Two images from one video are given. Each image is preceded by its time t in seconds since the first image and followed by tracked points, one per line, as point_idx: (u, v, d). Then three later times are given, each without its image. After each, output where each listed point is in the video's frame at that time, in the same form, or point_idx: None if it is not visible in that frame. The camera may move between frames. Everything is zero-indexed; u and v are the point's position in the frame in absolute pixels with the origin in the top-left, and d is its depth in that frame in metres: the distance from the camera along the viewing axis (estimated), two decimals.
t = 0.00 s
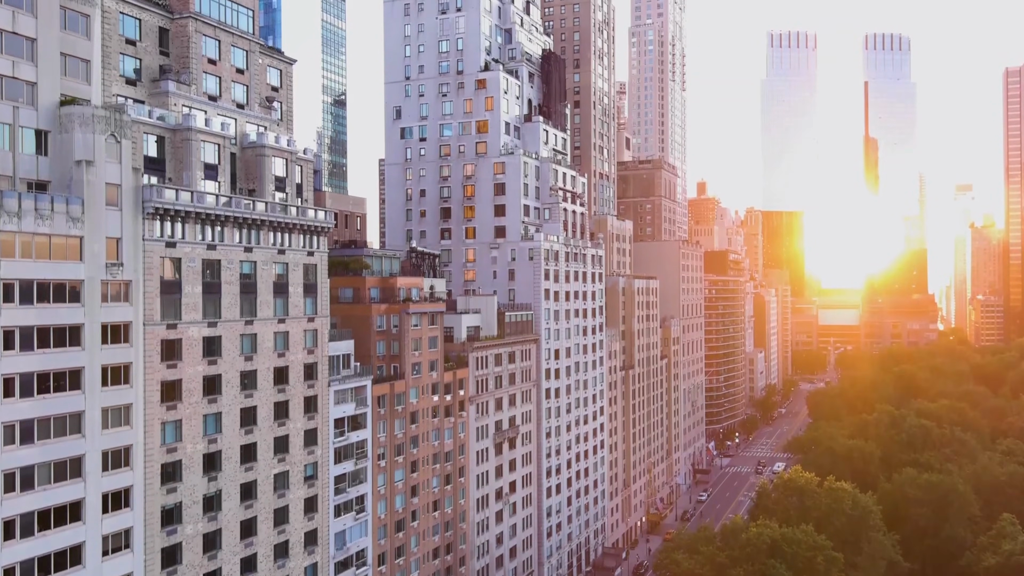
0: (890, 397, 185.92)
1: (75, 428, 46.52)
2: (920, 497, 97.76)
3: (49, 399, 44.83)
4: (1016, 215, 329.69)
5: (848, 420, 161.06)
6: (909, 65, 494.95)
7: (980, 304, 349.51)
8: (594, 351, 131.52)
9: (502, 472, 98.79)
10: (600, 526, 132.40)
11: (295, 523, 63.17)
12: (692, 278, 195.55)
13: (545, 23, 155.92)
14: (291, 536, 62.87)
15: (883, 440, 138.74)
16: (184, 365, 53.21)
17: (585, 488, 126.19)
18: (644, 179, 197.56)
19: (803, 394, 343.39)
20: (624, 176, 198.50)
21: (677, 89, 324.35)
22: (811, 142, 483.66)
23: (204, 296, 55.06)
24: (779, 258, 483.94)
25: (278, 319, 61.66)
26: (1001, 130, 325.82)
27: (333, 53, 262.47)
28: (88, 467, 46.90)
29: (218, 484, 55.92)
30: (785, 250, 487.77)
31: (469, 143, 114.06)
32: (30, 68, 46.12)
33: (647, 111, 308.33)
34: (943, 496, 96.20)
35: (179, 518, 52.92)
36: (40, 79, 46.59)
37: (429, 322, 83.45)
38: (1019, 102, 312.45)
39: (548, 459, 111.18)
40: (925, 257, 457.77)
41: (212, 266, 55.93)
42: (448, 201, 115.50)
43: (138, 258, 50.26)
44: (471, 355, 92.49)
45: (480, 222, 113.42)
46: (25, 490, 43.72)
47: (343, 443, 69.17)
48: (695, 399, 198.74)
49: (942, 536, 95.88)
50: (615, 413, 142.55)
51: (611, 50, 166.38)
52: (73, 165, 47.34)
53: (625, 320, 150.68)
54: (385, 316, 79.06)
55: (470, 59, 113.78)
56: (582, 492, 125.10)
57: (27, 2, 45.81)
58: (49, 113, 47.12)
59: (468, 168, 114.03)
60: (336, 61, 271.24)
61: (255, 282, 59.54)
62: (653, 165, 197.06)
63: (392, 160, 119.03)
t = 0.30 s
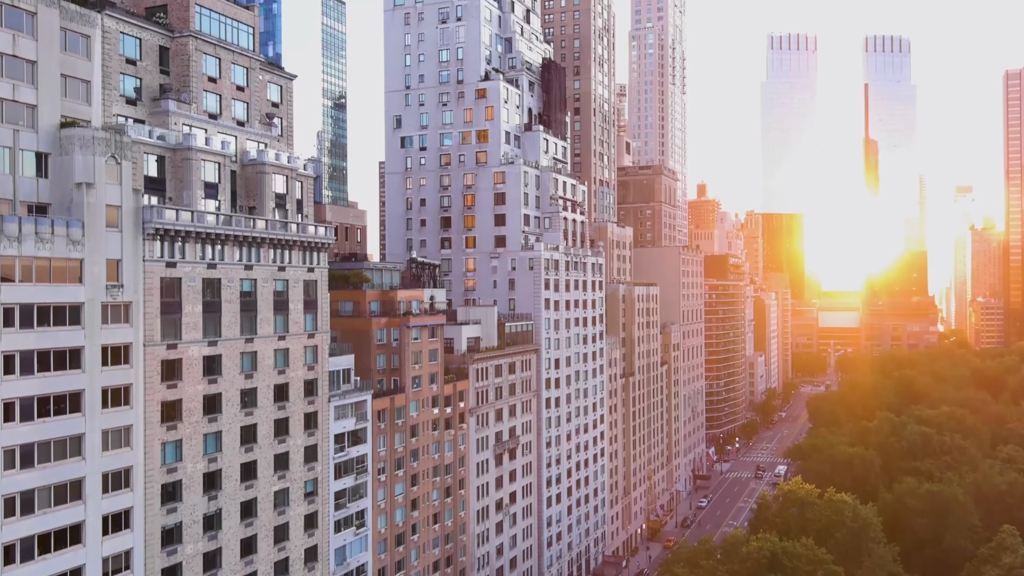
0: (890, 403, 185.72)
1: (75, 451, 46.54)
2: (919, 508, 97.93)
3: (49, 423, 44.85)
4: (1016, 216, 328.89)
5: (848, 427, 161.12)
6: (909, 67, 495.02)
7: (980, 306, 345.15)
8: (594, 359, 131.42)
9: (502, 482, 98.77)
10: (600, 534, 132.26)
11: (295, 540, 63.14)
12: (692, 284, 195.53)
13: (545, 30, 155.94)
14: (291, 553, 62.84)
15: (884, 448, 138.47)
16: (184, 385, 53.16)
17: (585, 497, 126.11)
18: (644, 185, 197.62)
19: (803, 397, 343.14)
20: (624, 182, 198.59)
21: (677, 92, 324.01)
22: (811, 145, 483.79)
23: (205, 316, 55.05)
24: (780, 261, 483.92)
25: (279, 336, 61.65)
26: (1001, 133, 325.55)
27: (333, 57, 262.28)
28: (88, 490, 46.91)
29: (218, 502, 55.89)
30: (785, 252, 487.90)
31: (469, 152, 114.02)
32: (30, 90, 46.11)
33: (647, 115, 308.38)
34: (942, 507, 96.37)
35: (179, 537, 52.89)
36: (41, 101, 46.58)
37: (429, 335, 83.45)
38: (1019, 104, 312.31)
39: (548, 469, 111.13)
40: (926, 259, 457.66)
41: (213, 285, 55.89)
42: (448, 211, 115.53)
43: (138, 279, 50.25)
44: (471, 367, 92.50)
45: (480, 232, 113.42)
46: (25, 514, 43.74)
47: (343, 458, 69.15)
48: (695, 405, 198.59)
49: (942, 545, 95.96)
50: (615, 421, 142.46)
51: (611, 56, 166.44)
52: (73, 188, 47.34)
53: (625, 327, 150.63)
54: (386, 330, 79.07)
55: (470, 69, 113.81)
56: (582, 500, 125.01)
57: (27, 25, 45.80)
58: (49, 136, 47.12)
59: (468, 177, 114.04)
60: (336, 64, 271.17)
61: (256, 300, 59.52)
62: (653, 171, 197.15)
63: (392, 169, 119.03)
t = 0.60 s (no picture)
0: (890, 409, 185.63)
1: (75, 474, 46.56)
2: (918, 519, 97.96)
3: (49, 446, 44.88)
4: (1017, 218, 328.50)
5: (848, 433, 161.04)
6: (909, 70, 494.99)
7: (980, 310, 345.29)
8: (594, 368, 131.28)
9: (502, 493, 98.74)
10: (600, 543, 131.99)
11: (295, 557, 63.09)
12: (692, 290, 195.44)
13: (545, 37, 155.91)
14: (291, 570, 62.80)
15: (883, 455, 138.27)
16: (184, 405, 53.14)
17: (586, 505, 126.05)
18: (644, 191, 197.59)
19: (803, 401, 342.83)
20: (624, 187, 198.56)
21: (677, 96, 323.78)
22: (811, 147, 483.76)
23: (205, 335, 55.05)
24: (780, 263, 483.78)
25: (279, 353, 61.59)
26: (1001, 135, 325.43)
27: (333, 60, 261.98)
28: (88, 512, 46.92)
29: (218, 521, 55.84)
30: (785, 255, 487.71)
31: (469, 162, 114.04)
32: (31, 113, 46.12)
33: (647, 118, 308.49)
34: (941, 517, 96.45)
35: (179, 558, 52.88)
36: (41, 124, 46.61)
37: (429, 347, 83.44)
38: (1019, 106, 312.11)
39: (548, 480, 111.03)
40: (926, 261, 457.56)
41: (213, 304, 55.87)
42: (448, 220, 115.54)
43: (138, 301, 50.27)
44: (471, 379, 92.49)
45: (480, 241, 113.43)
46: (25, 538, 43.77)
47: (343, 474, 69.11)
48: (695, 410, 198.42)
49: (942, 556, 95.89)
50: (615, 429, 142.34)
51: (611, 63, 166.39)
52: (73, 210, 47.37)
53: (625, 334, 150.52)
54: (386, 343, 79.10)
55: (470, 78, 113.80)
56: (582, 509, 124.93)
57: (27, 48, 45.83)
58: (49, 159, 47.12)
59: (468, 187, 114.04)
60: (336, 68, 270.96)
61: (256, 318, 59.48)
62: (653, 177, 197.10)
63: (392, 178, 119.07)
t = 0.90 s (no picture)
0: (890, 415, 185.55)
1: (76, 496, 46.57)
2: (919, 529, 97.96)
3: (49, 470, 44.89)
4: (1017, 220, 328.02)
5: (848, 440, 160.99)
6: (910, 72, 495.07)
7: (980, 311, 338.28)
8: (594, 376, 131.14)
9: (502, 505, 98.67)
10: (600, 551, 131.83)
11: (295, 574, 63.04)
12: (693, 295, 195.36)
13: (545, 44, 155.98)
14: None
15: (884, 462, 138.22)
16: (184, 425, 53.08)
17: (586, 514, 125.98)
18: (644, 197, 197.59)
19: (803, 404, 342.58)
20: (624, 193, 198.60)
21: (677, 99, 323.71)
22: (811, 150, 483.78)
23: (206, 354, 55.04)
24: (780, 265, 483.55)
25: (279, 370, 61.51)
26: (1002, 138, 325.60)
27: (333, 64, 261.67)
28: (88, 534, 46.92)
29: (218, 540, 55.81)
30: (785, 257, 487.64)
31: (469, 171, 114.03)
32: (31, 136, 46.15)
33: (647, 122, 308.57)
34: (942, 527, 96.50)
35: None
36: (41, 146, 46.62)
37: (429, 360, 83.45)
38: (1019, 109, 312.17)
39: (548, 490, 110.92)
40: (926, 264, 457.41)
41: (213, 323, 55.82)
42: (448, 230, 115.54)
43: (138, 322, 50.27)
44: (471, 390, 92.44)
45: (480, 251, 113.44)
46: (26, 562, 43.78)
47: (343, 489, 69.08)
48: (695, 416, 198.27)
49: (942, 567, 95.85)
50: (615, 437, 142.23)
51: (611, 69, 166.35)
52: (73, 233, 47.39)
53: (626, 342, 150.42)
54: (386, 357, 79.14)
55: (470, 88, 113.83)
56: (582, 518, 124.79)
57: (28, 71, 45.86)
58: (49, 181, 47.16)
59: (468, 196, 114.03)
60: (336, 72, 270.73)
61: (256, 335, 59.41)
62: (653, 183, 197.10)
63: (393, 188, 119.13)
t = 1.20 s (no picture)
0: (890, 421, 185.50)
1: (76, 519, 46.56)
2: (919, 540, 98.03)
3: (49, 493, 44.89)
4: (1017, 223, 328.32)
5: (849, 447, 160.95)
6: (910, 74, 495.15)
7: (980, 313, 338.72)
8: (594, 385, 131.09)
9: (502, 516, 98.59)
10: (600, 560, 131.65)
11: None
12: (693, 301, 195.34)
13: (546, 51, 155.99)
14: None
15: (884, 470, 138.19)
16: (184, 445, 53.06)
17: (586, 523, 125.86)
18: (644, 202, 197.64)
19: (803, 408, 342.43)
20: (625, 199, 198.63)
21: (677, 103, 323.74)
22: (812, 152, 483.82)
23: (206, 373, 55.03)
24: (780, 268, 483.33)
25: (279, 388, 61.47)
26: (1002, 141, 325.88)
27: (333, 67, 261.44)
28: (88, 557, 46.92)
29: (218, 560, 55.78)
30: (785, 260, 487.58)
31: (470, 181, 114.04)
32: (31, 159, 46.17)
33: (647, 126, 308.58)
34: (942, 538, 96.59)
35: None
36: (41, 169, 46.63)
37: (429, 373, 83.41)
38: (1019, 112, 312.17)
39: (548, 500, 110.82)
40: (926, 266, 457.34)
41: (213, 341, 55.81)
42: (448, 239, 115.57)
43: (138, 343, 50.29)
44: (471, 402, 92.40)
45: (481, 260, 113.47)
46: None
47: (343, 505, 69.05)
48: (695, 422, 198.14)
49: None
50: (615, 445, 142.14)
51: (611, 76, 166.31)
52: (73, 255, 47.43)
53: (626, 349, 150.38)
54: (386, 370, 79.13)
55: (470, 97, 113.87)
56: (582, 527, 124.66)
57: (28, 94, 45.86)
58: (49, 204, 47.18)
59: (469, 206, 114.06)
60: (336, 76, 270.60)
61: (256, 353, 59.34)
62: (653, 189, 197.16)
63: (393, 197, 119.23)
